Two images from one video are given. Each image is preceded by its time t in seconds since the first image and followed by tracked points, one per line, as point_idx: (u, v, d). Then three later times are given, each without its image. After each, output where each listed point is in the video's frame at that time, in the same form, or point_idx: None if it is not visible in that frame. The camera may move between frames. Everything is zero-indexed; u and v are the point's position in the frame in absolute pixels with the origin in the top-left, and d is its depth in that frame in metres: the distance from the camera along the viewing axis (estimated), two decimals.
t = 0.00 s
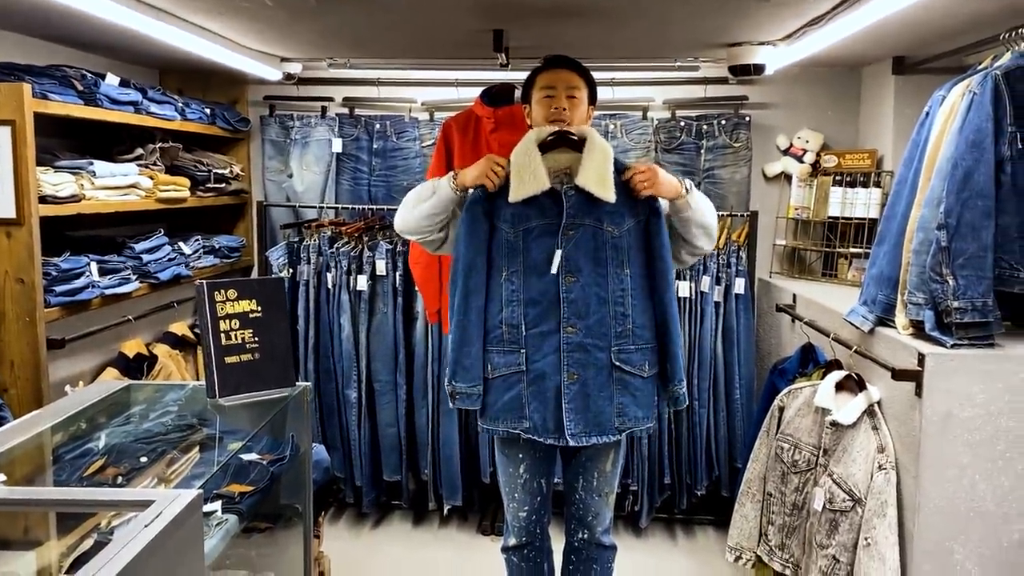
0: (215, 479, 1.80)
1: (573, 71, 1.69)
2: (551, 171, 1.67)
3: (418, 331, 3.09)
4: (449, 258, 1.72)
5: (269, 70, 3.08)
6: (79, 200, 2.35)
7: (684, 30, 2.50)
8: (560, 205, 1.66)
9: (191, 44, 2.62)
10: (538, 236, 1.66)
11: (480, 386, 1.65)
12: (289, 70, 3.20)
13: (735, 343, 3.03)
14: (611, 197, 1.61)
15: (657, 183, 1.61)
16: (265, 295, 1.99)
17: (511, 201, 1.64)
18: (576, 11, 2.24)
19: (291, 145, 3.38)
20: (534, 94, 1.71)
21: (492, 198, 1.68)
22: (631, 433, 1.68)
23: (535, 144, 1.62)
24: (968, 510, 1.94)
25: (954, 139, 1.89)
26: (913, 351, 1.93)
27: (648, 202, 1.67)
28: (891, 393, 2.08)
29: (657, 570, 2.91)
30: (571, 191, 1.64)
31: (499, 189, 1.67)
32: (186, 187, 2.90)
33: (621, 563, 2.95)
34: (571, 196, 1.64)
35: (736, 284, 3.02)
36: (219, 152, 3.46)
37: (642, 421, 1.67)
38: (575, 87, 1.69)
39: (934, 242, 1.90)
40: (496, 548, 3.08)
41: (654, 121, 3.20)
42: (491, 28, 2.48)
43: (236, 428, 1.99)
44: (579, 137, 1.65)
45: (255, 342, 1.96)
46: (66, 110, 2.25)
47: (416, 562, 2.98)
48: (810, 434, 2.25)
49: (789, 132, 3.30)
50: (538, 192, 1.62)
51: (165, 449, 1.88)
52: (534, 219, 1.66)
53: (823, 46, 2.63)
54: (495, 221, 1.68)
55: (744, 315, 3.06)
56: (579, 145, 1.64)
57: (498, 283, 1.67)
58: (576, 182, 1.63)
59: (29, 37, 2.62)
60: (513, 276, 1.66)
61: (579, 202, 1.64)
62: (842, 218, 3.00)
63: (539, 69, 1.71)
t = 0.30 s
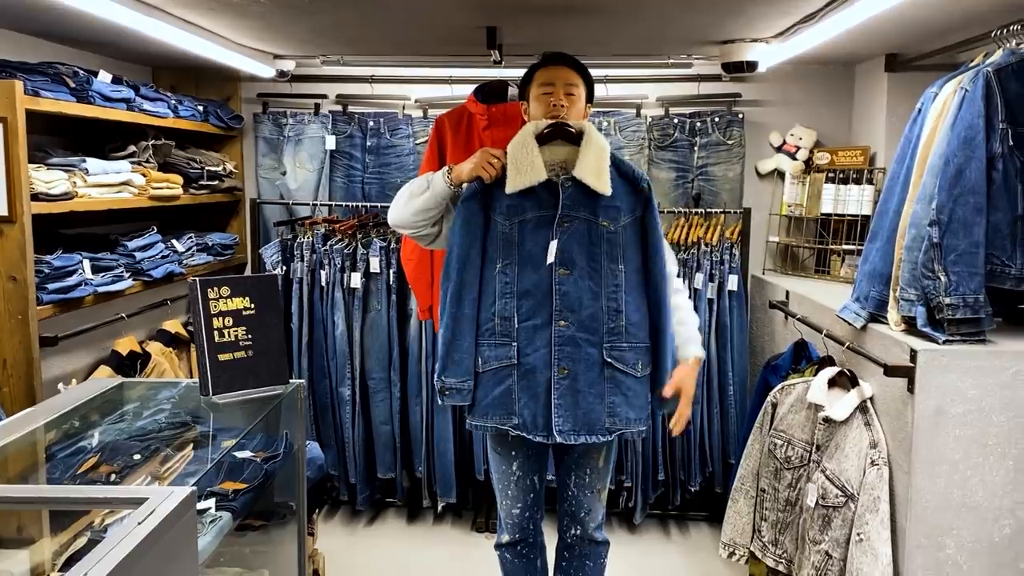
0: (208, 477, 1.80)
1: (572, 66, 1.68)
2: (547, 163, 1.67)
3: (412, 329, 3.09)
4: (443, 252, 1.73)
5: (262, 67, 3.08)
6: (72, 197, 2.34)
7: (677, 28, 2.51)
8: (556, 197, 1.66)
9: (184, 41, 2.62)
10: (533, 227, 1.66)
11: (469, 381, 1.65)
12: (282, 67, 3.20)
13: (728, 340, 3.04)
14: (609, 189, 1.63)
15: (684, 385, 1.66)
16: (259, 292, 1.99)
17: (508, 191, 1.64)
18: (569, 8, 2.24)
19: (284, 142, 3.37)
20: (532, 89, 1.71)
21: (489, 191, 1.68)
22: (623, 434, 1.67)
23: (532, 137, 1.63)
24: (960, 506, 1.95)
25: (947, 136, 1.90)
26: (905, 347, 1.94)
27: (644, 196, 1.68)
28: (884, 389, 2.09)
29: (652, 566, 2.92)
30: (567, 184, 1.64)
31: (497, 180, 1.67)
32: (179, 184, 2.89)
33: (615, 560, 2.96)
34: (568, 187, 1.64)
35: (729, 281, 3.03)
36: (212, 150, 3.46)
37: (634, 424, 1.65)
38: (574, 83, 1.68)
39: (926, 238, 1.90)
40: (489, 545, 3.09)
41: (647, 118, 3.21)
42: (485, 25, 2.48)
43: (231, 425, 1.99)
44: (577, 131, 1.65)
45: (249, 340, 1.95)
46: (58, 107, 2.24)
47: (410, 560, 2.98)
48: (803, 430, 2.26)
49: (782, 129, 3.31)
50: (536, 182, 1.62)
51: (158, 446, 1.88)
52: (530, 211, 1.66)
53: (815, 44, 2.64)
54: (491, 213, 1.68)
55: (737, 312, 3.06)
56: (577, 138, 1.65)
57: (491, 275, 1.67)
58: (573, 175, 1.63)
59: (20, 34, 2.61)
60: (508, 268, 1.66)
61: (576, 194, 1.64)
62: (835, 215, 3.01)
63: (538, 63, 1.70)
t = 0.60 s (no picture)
0: (202, 476, 1.80)
1: (570, 66, 1.69)
2: (534, 164, 1.67)
3: (407, 327, 3.09)
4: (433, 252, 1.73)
5: (255, 65, 3.07)
6: (65, 196, 2.34)
7: (670, 26, 2.51)
8: (544, 197, 1.65)
9: (177, 39, 2.61)
10: (521, 227, 1.66)
11: (457, 381, 1.65)
12: (276, 65, 3.19)
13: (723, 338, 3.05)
14: (595, 189, 1.62)
15: (657, 391, 1.73)
16: (253, 290, 1.98)
17: (495, 191, 1.64)
18: (563, 7, 2.24)
19: (278, 140, 3.37)
20: (529, 86, 1.71)
21: (478, 192, 1.68)
22: (610, 433, 1.67)
23: (519, 137, 1.63)
24: (953, 503, 1.95)
25: (939, 134, 1.91)
26: (898, 345, 1.94)
27: (630, 197, 1.68)
28: (876, 386, 2.09)
29: (647, 564, 2.93)
30: (555, 184, 1.64)
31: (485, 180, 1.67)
32: (172, 183, 2.88)
33: (610, 558, 2.97)
34: (555, 187, 1.64)
35: (723, 279, 3.03)
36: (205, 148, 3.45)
37: (622, 422, 1.66)
38: (572, 83, 1.69)
39: (919, 236, 1.91)
40: (484, 543, 3.09)
41: (641, 116, 3.21)
42: (479, 23, 2.48)
43: (225, 424, 1.99)
44: (563, 132, 1.65)
45: (243, 338, 1.95)
46: (51, 105, 2.24)
47: (405, 559, 2.98)
48: (796, 427, 2.26)
49: (776, 127, 3.32)
50: (523, 182, 1.63)
51: (151, 446, 1.87)
52: (518, 211, 1.66)
53: (808, 42, 2.64)
54: (479, 213, 1.68)
55: (731, 311, 3.07)
56: (563, 139, 1.64)
57: (479, 275, 1.67)
58: (561, 175, 1.63)
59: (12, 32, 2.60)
60: (495, 268, 1.66)
61: (563, 194, 1.64)
62: (828, 212, 3.01)
63: (537, 60, 1.70)
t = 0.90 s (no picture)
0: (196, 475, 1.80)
1: (560, 65, 1.68)
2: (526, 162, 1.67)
3: (401, 326, 3.09)
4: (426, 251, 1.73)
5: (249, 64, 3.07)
6: (59, 195, 2.33)
7: (664, 25, 2.52)
8: (534, 193, 1.67)
9: (170, 38, 2.61)
10: (512, 224, 1.66)
11: (452, 377, 1.65)
12: (270, 64, 3.19)
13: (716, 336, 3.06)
14: (585, 188, 1.63)
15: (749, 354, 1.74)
16: (248, 290, 1.98)
17: (486, 188, 1.65)
18: (556, 6, 2.25)
19: (272, 139, 3.37)
20: (519, 85, 1.71)
21: (468, 188, 1.69)
22: (599, 432, 1.66)
23: (510, 134, 1.63)
24: (945, 500, 1.96)
25: (931, 133, 1.92)
26: (890, 343, 1.95)
27: (624, 193, 1.69)
28: (869, 384, 2.10)
29: (640, 562, 2.93)
30: (545, 181, 1.65)
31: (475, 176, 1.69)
32: (165, 182, 2.88)
33: (603, 556, 2.98)
34: (546, 184, 1.65)
35: (717, 278, 3.04)
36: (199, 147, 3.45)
37: (611, 421, 1.65)
38: (561, 82, 1.68)
39: (911, 235, 1.92)
40: (478, 542, 3.10)
41: (635, 116, 3.22)
42: (472, 23, 2.48)
43: (219, 423, 1.97)
44: (555, 130, 1.65)
45: (237, 337, 1.96)
46: (44, 104, 2.23)
47: (398, 558, 2.98)
48: (790, 425, 2.27)
49: (769, 126, 3.32)
50: (514, 179, 1.63)
51: (145, 445, 1.87)
52: (508, 208, 1.67)
53: (801, 42, 2.65)
54: (470, 210, 1.68)
55: (725, 310, 3.08)
56: (555, 137, 1.65)
57: (471, 271, 1.68)
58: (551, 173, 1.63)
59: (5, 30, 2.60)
60: (486, 264, 1.67)
61: (553, 191, 1.65)
62: (821, 211, 3.02)
63: (525, 58, 1.70)
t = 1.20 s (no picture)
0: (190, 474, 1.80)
1: (549, 64, 1.68)
2: (516, 162, 1.67)
3: (396, 323, 3.10)
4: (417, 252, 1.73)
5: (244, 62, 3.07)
6: (53, 192, 2.33)
7: (658, 23, 2.52)
8: (525, 192, 1.66)
9: (164, 36, 2.60)
10: (502, 222, 1.66)
11: (441, 376, 1.67)
12: (264, 61, 3.19)
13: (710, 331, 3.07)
14: (575, 185, 1.63)
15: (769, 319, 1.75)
16: (243, 288, 1.99)
17: (476, 187, 1.65)
18: (551, 4, 2.25)
19: (266, 137, 3.37)
20: (508, 83, 1.70)
21: (459, 187, 1.69)
22: (590, 431, 1.67)
23: (501, 134, 1.63)
24: (937, 497, 1.97)
25: (924, 131, 1.92)
26: (882, 340, 1.96)
27: (616, 191, 1.69)
28: (862, 382, 2.11)
29: (635, 558, 2.94)
30: (536, 180, 1.65)
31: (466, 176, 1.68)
32: (159, 179, 2.87)
33: (598, 552, 2.99)
34: (537, 183, 1.65)
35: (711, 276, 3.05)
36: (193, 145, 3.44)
37: (601, 420, 1.66)
38: (550, 80, 1.68)
39: (903, 233, 1.93)
40: (473, 539, 3.10)
41: (629, 113, 3.22)
42: (467, 20, 2.49)
43: (214, 420, 1.99)
44: (545, 130, 1.65)
45: (232, 335, 1.96)
46: (37, 102, 2.23)
47: (393, 555, 2.99)
48: (783, 422, 2.28)
49: (763, 124, 3.34)
50: (505, 178, 1.63)
51: (141, 442, 1.87)
52: (498, 207, 1.67)
53: (795, 40, 2.66)
54: (461, 209, 1.68)
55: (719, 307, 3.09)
56: (545, 137, 1.64)
57: (462, 270, 1.68)
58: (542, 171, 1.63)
59: None
60: (477, 264, 1.67)
61: (545, 190, 1.65)
62: (814, 209, 3.04)
63: (514, 56, 1.69)
